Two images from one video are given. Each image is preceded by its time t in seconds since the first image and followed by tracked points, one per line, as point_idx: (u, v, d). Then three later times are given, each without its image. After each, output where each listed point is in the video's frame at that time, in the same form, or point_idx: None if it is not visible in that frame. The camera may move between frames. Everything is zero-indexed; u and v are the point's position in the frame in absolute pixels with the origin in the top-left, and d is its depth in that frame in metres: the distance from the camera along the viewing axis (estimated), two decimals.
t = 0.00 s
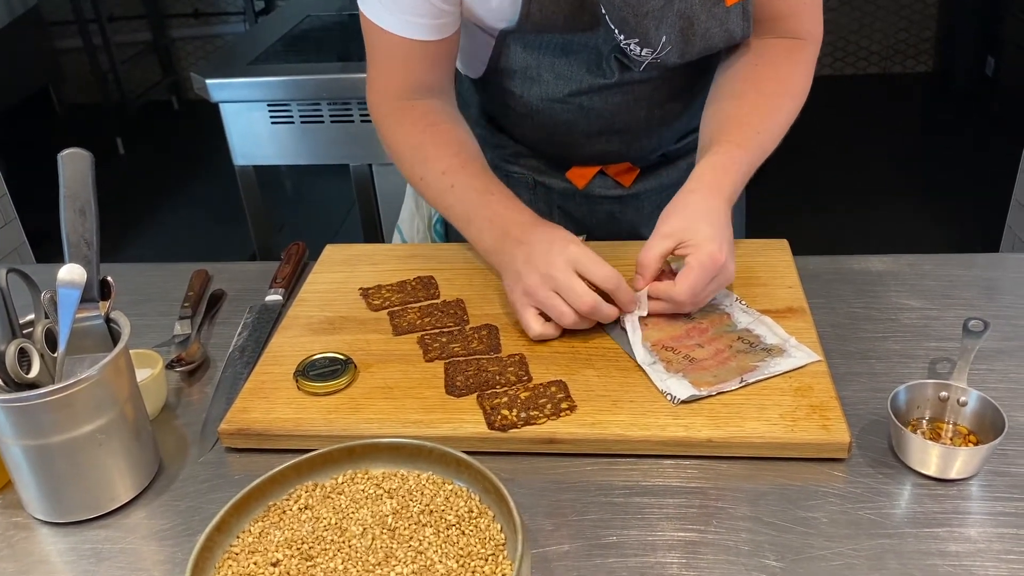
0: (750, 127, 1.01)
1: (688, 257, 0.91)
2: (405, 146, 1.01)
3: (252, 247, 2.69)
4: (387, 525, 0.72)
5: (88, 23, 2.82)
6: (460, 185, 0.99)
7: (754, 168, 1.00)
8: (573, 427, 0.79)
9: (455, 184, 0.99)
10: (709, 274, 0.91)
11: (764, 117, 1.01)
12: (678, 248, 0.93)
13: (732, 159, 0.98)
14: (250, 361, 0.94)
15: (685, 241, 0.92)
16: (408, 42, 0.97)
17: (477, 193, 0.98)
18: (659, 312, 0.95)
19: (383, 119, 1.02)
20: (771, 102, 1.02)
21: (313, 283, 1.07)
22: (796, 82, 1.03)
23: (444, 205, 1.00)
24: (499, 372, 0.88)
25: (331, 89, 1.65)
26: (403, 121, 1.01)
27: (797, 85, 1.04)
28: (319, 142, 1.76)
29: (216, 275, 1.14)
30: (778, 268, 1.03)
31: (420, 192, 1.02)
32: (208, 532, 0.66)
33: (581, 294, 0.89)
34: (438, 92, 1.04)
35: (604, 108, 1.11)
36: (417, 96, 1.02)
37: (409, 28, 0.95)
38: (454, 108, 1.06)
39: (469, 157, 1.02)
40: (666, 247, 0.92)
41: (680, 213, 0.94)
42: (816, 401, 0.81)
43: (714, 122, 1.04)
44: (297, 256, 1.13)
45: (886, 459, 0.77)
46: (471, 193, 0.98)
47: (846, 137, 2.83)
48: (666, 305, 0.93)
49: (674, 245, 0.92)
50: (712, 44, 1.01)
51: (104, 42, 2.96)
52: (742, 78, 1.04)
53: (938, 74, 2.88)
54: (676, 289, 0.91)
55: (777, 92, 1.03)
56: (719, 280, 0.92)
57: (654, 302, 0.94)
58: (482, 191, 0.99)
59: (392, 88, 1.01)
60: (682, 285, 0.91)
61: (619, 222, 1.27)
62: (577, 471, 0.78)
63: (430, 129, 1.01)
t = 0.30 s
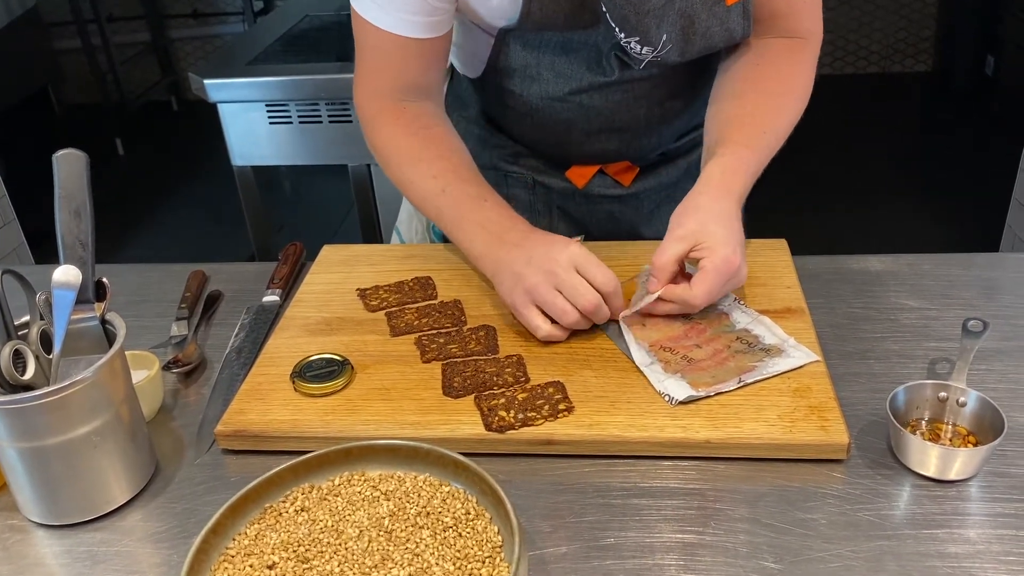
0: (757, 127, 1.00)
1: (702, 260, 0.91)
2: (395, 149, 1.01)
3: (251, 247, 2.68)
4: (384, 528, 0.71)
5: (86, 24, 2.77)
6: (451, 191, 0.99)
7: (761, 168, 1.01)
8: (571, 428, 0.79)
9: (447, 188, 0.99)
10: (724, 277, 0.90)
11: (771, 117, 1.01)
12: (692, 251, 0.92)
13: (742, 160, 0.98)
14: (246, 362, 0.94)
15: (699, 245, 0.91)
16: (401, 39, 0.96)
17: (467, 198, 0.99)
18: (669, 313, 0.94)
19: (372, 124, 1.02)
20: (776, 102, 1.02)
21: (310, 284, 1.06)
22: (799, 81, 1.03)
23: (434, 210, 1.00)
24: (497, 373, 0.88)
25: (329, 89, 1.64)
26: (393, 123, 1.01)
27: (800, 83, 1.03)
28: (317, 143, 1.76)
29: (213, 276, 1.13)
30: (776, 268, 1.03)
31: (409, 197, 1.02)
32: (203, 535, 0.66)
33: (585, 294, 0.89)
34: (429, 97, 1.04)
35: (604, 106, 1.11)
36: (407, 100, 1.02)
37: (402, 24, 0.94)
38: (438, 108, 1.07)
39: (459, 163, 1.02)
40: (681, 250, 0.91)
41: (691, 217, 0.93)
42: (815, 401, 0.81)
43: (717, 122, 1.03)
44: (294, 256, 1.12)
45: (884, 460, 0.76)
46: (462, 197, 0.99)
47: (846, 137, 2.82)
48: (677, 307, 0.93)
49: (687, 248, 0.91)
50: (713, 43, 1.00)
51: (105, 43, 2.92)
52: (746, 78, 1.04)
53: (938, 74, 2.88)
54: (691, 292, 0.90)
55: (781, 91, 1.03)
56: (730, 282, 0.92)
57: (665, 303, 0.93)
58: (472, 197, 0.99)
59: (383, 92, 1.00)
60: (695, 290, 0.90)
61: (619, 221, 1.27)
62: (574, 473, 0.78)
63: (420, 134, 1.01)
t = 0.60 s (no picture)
0: (779, 126, 1.00)
1: (741, 261, 0.90)
2: (393, 137, 1.00)
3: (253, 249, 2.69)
4: (386, 531, 0.71)
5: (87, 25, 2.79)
6: (448, 175, 0.97)
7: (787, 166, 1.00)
8: (572, 431, 0.79)
9: (444, 174, 0.97)
10: (764, 278, 0.90)
11: (790, 116, 1.01)
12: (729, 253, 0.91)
13: (769, 159, 0.97)
14: (248, 364, 0.94)
15: (738, 245, 0.90)
16: (401, 42, 0.96)
17: (463, 180, 0.97)
18: (705, 318, 0.94)
19: (370, 116, 1.01)
20: (798, 100, 1.02)
21: (311, 286, 1.06)
22: (815, 81, 1.03)
23: (432, 198, 0.98)
24: (498, 376, 0.88)
25: (330, 91, 1.64)
26: (392, 110, 1.00)
27: (816, 83, 1.03)
28: (317, 144, 1.76)
29: (214, 278, 1.13)
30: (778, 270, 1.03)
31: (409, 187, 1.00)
32: (205, 538, 0.66)
33: (561, 261, 0.89)
34: (428, 93, 1.04)
35: (607, 109, 1.11)
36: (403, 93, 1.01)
37: (402, 27, 0.94)
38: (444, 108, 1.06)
39: (458, 150, 1.00)
40: (720, 251, 0.90)
41: (725, 217, 0.92)
42: (816, 404, 0.81)
43: (741, 123, 1.03)
44: (295, 258, 1.12)
45: (886, 462, 0.76)
46: (459, 181, 0.97)
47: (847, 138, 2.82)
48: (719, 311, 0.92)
49: (726, 249, 0.90)
50: (716, 47, 1.00)
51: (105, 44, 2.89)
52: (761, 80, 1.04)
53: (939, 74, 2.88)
54: (733, 294, 0.90)
55: (799, 90, 1.02)
56: (768, 284, 0.91)
57: (706, 308, 0.92)
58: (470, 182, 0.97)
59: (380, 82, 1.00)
60: (739, 292, 0.90)
61: (621, 222, 1.26)
62: (576, 475, 0.78)
63: (416, 121, 1.00)
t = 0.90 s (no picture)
0: (793, 128, 1.01)
1: (766, 257, 0.90)
2: (406, 142, 1.00)
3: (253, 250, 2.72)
4: (386, 533, 0.72)
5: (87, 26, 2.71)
6: (470, 181, 0.99)
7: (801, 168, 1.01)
8: (573, 433, 0.79)
9: (465, 180, 0.99)
10: (788, 275, 0.90)
11: (802, 117, 1.01)
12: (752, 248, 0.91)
13: (782, 159, 0.98)
14: (249, 366, 0.94)
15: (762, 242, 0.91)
16: (402, 43, 0.95)
17: (489, 188, 0.99)
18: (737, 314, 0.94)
19: (376, 120, 1.01)
20: (808, 100, 1.02)
21: (312, 289, 1.06)
22: (825, 82, 1.03)
23: (449, 202, 1.00)
24: (499, 378, 0.88)
25: (331, 92, 1.65)
26: (403, 116, 1.00)
27: (827, 85, 1.04)
28: (318, 145, 1.76)
29: (215, 280, 1.13)
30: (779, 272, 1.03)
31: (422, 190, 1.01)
32: (206, 540, 0.66)
33: (607, 275, 0.93)
34: (431, 96, 1.04)
35: (609, 112, 1.11)
36: (412, 96, 1.01)
37: (404, 27, 0.93)
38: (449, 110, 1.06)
39: (475, 156, 1.02)
40: (743, 247, 0.90)
41: (746, 217, 0.93)
42: (816, 406, 0.81)
43: (752, 125, 1.04)
44: (296, 260, 1.13)
45: (886, 464, 0.76)
46: (481, 189, 0.99)
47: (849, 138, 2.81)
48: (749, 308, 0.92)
49: (750, 245, 0.91)
50: (720, 49, 1.00)
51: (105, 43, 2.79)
52: (772, 82, 1.05)
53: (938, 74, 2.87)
54: (760, 290, 0.89)
55: (811, 91, 1.03)
56: (792, 282, 0.91)
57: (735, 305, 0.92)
58: (493, 186, 1.00)
59: (386, 89, 0.99)
60: (767, 287, 0.89)
61: (623, 224, 1.26)
62: (577, 477, 0.78)
63: (432, 126, 1.01)
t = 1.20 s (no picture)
0: (820, 123, 1.02)
1: (812, 253, 0.92)
2: (409, 143, 1.00)
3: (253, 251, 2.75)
4: (390, 534, 0.72)
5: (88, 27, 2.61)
6: (474, 181, 1.00)
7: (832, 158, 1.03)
8: (576, 434, 0.79)
9: (470, 182, 1.00)
10: (835, 269, 0.91)
11: (828, 112, 1.03)
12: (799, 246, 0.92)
13: (815, 153, 1.00)
14: (252, 367, 0.94)
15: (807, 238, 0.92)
16: (404, 42, 0.95)
17: (493, 188, 1.00)
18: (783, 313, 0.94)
19: (380, 122, 1.01)
20: (831, 96, 1.03)
21: (315, 289, 1.06)
22: (845, 77, 1.04)
23: (451, 202, 1.00)
24: (502, 378, 0.88)
25: (333, 93, 1.65)
26: (407, 117, 1.00)
27: (848, 78, 1.04)
28: (319, 146, 1.76)
29: (217, 281, 1.13)
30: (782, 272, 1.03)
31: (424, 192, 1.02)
32: (210, 541, 0.66)
33: (610, 276, 0.94)
34: (436, 97, 1.04)
35: (616, 113, 1.11)
36: (416, 97, 1.02)
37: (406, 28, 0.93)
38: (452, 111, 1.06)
39: (478, 158, 1.02)
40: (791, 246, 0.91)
41: (786, 214, 0.94)
42: (819, 407, 0.81)
43: (777, 122, 1.05)
44: (298, 260, 1.13)
45: (890, 465, 0.76)
46: (487, 191, 1.00)
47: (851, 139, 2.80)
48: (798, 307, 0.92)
49: (795, 242, 0.92)
50: (727, 50, 1.00)
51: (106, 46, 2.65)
52: (793, 79, 1.06)
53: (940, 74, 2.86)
54: (809, 287, 0.90)
55: (835, 86, 1.04)
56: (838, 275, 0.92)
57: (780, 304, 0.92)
58: (497, 188, 1.01)
59: (391, 90, 0.99)
60: (817, 281, 0.90)
61: (627, 224, 1.26)
62: (580, 478, 0.78)
63: (437, 128, 1.01)
